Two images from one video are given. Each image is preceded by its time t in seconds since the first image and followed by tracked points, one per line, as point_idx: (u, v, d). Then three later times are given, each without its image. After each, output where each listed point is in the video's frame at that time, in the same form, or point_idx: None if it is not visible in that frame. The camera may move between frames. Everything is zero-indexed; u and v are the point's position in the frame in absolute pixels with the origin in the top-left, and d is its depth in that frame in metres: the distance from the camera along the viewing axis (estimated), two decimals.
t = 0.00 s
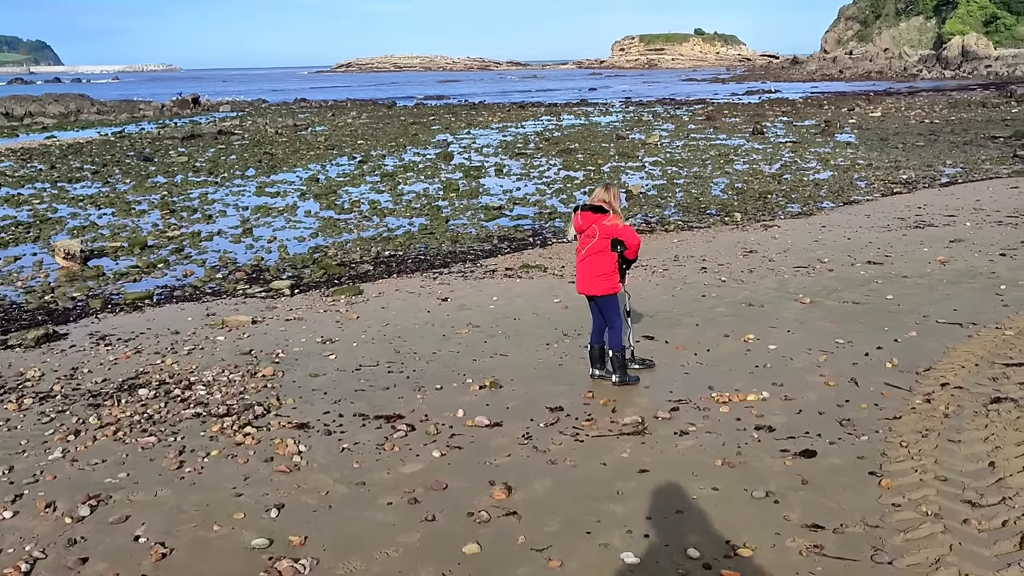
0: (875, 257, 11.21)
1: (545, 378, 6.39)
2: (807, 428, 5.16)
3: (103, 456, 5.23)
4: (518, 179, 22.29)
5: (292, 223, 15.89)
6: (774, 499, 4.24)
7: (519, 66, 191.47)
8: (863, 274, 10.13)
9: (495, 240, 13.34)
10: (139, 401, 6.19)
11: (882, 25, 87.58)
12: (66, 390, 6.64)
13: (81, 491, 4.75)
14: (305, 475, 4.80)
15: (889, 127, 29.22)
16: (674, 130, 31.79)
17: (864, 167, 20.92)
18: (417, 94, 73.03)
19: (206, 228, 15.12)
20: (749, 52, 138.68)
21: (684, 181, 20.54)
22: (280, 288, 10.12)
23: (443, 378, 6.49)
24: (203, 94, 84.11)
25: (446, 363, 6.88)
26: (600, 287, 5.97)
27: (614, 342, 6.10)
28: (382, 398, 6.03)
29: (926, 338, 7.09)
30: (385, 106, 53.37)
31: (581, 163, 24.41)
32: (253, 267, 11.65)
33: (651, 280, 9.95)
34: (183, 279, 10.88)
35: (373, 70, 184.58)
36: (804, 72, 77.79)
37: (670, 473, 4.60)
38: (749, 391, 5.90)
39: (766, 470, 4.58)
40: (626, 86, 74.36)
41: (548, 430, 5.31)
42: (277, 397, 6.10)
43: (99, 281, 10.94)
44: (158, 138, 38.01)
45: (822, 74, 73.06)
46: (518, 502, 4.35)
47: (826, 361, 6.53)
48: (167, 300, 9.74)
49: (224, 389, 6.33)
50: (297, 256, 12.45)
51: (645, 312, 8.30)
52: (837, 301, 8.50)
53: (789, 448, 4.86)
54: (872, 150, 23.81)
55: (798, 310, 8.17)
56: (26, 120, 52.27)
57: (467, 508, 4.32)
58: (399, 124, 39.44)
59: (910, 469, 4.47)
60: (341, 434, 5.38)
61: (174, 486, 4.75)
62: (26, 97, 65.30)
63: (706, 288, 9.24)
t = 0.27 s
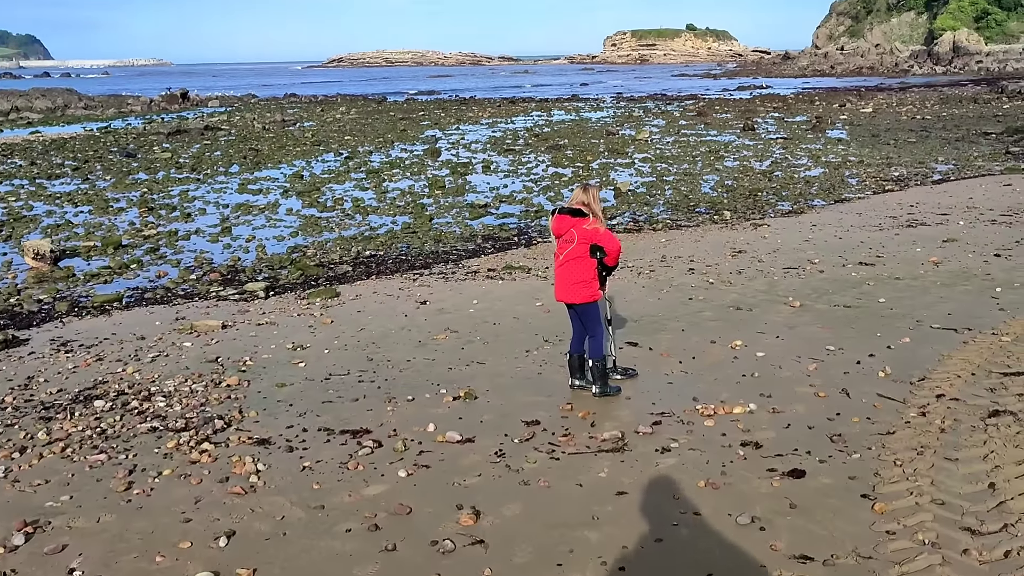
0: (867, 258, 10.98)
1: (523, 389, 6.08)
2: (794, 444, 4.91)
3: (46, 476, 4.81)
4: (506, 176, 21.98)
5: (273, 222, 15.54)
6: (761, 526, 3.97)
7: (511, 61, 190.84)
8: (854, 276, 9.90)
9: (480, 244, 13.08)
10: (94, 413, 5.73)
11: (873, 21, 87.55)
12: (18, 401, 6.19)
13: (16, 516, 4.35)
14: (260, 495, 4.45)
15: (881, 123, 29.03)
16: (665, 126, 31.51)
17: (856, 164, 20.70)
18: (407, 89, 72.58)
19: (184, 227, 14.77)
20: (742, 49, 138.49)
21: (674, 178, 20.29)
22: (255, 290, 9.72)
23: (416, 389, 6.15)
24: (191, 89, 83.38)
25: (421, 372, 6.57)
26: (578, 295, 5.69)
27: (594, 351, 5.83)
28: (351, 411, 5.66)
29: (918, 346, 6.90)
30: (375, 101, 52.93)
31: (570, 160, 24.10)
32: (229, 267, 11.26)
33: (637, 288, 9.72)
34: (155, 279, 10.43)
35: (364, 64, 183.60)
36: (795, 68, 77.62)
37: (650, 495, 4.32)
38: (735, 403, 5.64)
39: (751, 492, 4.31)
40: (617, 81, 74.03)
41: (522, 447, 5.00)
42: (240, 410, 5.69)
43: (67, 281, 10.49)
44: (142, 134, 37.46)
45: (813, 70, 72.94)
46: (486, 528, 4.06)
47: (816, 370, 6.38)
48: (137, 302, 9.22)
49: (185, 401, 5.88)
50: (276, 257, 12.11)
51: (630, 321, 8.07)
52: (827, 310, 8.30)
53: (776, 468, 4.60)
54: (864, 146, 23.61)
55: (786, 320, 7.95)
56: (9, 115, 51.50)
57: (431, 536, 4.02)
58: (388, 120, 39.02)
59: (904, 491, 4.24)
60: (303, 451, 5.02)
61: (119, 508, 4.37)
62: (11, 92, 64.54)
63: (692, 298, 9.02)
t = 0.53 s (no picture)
0: (865, 256, 10.68)
1: (505, 397, 5.73)
2: (790, 458, 4.64)
3: None
4: (497, 172, 21.62)
5: (257, 220, 15.18)
6: (755, 552, 3.69)
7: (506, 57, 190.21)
8: (852, 276, 9.60)
9: (469, 246, 12.78)
10: (46, 425, 5.31)
11: (869, 17, 87.29)
12: None
13: None
14: (213, 516, 4.09)
15: (877, 118, 28.73)
16: (660, 122, 31.15)
17: (852, 159, 20.39)
18: (401, 85, 72.15)
19: (165, 224, 14.42)
20: (737, 45, 138.13)
21: (668, 174, 19.97)
22: (232, 290, 9.34)
23: (392, 397, 5.78)
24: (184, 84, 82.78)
25: (398, 378, 6.22)
26: (561, 297, 5.36)
27: (579, 357, 5.52)
28: (321, 422, 5.28)
29: (919, 350, 6.64)
30: (367, 97, 52.47)
31: (562, 156, 23.76)
32: (208, 267, 10.87)
33: (627, 290, 9.41)
34: (131, 280, 10.01)
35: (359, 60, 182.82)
36: (791, 63, 77.27)
37: (636, 517, 4.02)
38: (728, 413, 5.35)
39: (743, 512, 4.03)
40: (612, 78, 73.69)
41: (499, 462, 4.67)
42: (203, 420, 5.28)
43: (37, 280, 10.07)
44: (130, 130, 36.98)
45: (809, 66, 72.63)
46: (456, 555, 3.74)
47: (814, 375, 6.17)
48: (110, 304, 8.75)
49: (145, 410, 5.47)
50: (258, 256, 11.75)
51: (619, 325, 7.76)
52: (823, 314, 8.02)
53: (770, 484, 4.32)
54: (860, 141, 23.31)
55: (781, 324, 7.66)
56: None
57: (397, 563, 3.69)
58: (380, 116, 38.63)
59: (910, 511, 4.01)
60: (265, 467, 4.64)
61: (58, 534, 4.00)
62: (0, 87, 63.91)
63: (684, 301, 8.72)
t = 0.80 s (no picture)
0: (867, 259, 10.37)
1: (487, 414, 5.43)
2: (789, 484, 4.36)
3: None
4: (493, 171, 21.31)
5: (244, 221, 14.95)
6: None
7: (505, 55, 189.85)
8: (854, 281, 9.29)
9: (460, 250, 12.49)
10: None
11: (870, 14, 86.79)
12: None
13: None
14: (162, 551, 3.77)
15: (878, 116, 28.40)
16: (658, 120, 30.81)
17: (854, 158, 20.05)
18: (399, 83, 71.74)
19: (149, 227, 14.16)
20: (738, 42, 137.65)
21: (667, 173, 19.64)
22: (211, 296, 9.08)
23: (368, 414, 5.46)
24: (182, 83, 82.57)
25: (377, 392, 5.92)
26: (544, 310, 5.04)
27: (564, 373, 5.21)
28: (290, 443, 4.94)
29: (924, 363, 6.37)
30: (365, 96, 52.18)
31: (559, 155, 23.43)
32: (188, 271, 10.65)
33: (620, 297, 9.12)
34: (108, 285, 9.77)
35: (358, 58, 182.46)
36: (792, 61, 76.87)
37: (621, 553, 3.73)
38: (723, 433, 5.08)
39: (737, 549, 3.75)
40: (612, 75, 73.29)
41: (476, 488, 4.35)
42: (164, 441, 4.93)
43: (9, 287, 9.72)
44: (125, 129, 36.76)
45: (810, 63, 72.20)
46: None
47: (814, 390, 5.91)
48: (82, 310, 8.48)
49: (103, 429, 5.12)
50: (243, 262, 11.44)
51: (612, 336, 7.47)
52: (823, 325, 7.73)
53: (767, 515, 4.03)
54: (862, 139, 22.98)
55: (779, 336, 7.39)
56: None
57: None
58: (377, 114, 38.36)
59: (918, 545, 3.73)
60: (225, 492, 4.28)
61: None
62: None
63: (678, 311, 8.44)
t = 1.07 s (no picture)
0: (884, 258, 9.96)
1: (473, 426, 5.09)
2: (796, 509, 4.02)
3: None
4: (500, 167, 21.01)
5: (242, 219, 15.00)
6: None
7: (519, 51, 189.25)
8: (869, 282, 8.89)
9: (462, 249, 12.18)
10: None
11: (888, 6, 85.49)
12: None
13: None
14: None
15: (896, 110, 27.79)
16: (671, 114, 30.34)
17: (870, 152, 19.54)
18: (411, 79, 71.50)
19: (146, 226, 14.06)
20: (754, 37, 136.35)
21: (677, 169, 19.23)
22: (199, 297, 8.90)
23: (348, 426, 5.12)
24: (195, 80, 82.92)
25: (360, 402, 5.60)
26: (533, 315, 4.65)
27: (555, 383, 4.84)
28: (260, 458, 4.60)
29: (944, 373, 5.99)
30: (376, 92, 52.00)
31: (569, 150, 23.06)
32: (180, 271, 10.53)
33: (623, 300, 8.77)
34: (97, 286, 9.63)
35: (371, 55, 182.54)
36: (808, 55, 75.95)
37: None
38: (725, 449, 4.73)
39: None
40: (626, 71, 72.68)
41: (454, 511, 4.02)
42: (128, 456, 4.62)
43: None
44: (134, 126, 36.86)
45: (827, 57, 71.26)
46: None
47: (825, 402, 5.54)
48: (66, 312, 8.28)
49: (65, 443, 4.82)
50: (238, 263, 11.20)
51: (612, 342, 7.13)
52: (836, 330, 7.36)
53: (770, 545, 3.69)
54: (879, 134, 22.45)
55: (788, 343, 7.02)
56: (8, 108, 51.10)
57: None
58: (388, 110, 38.16)
59: None
60: (182, 516, 3.95)
61: None
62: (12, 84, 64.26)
63: (684, 315, 8.08)
